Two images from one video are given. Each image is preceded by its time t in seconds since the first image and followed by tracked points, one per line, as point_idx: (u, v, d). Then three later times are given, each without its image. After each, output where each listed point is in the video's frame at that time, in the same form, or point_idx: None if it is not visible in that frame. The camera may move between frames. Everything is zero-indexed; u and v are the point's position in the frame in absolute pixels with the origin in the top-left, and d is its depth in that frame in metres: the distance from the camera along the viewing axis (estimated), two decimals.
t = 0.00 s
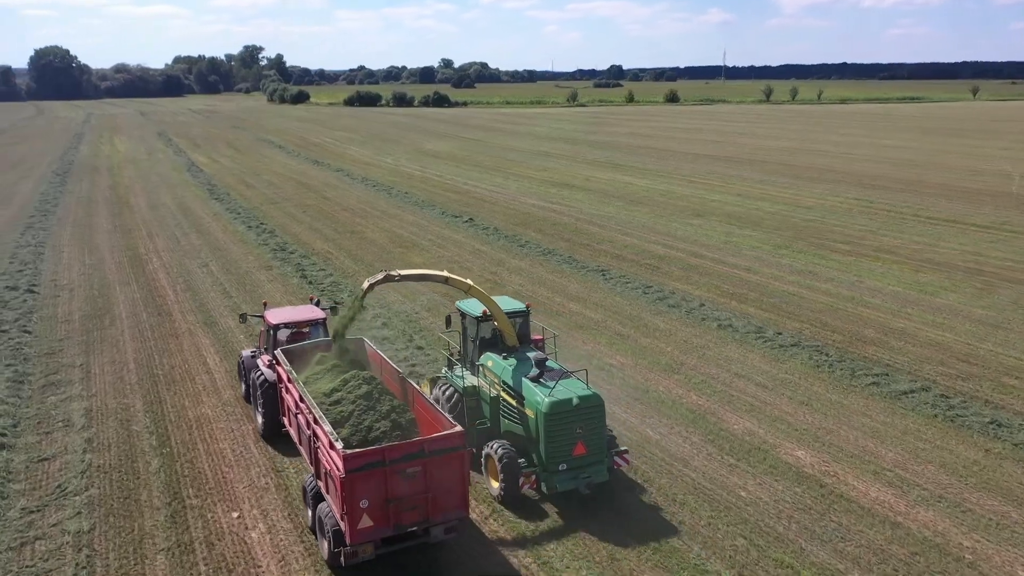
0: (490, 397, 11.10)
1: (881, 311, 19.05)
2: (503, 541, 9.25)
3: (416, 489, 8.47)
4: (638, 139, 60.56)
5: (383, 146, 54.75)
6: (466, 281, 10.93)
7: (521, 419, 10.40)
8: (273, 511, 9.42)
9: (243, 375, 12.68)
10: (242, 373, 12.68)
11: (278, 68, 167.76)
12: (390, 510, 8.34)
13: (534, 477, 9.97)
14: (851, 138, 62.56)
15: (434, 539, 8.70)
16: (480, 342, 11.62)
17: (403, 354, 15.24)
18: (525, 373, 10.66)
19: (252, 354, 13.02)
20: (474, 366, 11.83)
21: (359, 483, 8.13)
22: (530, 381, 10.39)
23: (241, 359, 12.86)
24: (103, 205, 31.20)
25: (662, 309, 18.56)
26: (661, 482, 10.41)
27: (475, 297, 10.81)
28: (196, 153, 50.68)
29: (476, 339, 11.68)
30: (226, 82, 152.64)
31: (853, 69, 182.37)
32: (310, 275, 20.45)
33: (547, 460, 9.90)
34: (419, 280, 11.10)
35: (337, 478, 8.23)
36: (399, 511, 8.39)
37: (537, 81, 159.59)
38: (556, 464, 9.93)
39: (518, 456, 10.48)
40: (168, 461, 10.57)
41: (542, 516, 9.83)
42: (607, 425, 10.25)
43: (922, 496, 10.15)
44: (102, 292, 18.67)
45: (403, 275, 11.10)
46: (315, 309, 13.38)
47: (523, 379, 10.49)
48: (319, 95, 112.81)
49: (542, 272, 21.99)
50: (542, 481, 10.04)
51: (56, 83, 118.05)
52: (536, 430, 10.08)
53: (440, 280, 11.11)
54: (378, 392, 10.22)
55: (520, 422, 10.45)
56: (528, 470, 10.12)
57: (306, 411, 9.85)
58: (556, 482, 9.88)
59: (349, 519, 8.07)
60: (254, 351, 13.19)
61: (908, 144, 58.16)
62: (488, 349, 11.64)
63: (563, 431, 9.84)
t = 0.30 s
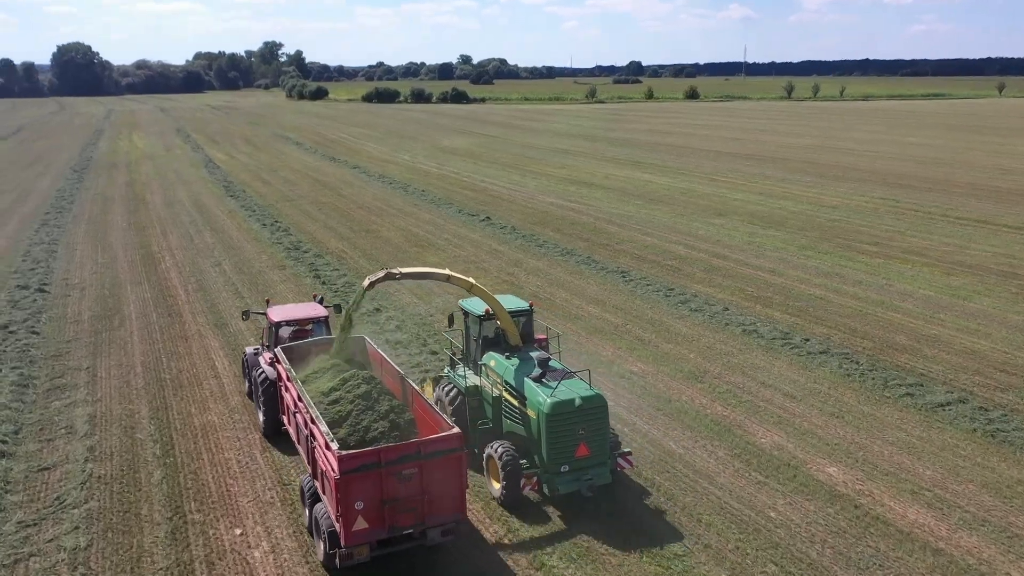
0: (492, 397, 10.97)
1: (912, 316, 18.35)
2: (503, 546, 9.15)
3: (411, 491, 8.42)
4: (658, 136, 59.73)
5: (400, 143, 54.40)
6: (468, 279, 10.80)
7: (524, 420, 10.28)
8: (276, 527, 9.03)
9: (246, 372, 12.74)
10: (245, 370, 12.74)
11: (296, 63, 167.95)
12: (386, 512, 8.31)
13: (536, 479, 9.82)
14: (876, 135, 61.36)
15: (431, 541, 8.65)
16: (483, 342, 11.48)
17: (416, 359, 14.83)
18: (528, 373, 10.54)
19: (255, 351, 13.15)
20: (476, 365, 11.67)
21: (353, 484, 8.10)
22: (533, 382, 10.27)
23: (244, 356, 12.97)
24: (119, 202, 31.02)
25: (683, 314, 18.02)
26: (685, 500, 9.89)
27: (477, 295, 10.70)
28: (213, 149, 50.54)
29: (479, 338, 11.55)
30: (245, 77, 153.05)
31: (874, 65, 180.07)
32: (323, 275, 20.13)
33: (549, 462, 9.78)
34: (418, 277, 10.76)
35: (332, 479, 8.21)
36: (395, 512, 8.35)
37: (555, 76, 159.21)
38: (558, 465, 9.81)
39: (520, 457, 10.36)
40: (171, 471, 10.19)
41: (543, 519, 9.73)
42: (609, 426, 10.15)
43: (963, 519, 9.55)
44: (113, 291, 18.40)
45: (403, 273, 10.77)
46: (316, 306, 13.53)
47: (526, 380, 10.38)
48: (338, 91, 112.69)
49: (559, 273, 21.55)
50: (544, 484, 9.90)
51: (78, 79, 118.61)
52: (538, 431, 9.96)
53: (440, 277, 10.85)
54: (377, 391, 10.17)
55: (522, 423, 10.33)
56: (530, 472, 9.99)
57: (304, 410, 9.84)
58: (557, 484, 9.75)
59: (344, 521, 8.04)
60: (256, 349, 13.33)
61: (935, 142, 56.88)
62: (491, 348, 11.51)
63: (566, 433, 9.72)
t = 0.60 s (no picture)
0: (494, 398, 10.83)
1: (945, 323, 17.63)
2: (506, 552, 8.95)
3: (406, 493, 8.29)
4: (679, 134, 58.86)
5: (417, 139, 53.99)
6: (471, 279, 10.51)
7: (526, 421, 10.11)
8: (278, 545, 8.62)
9: (249, 369, 12.74)
10: (248, 367, 12.76)
11: (315, 59, 168.05)
12: (380, 515, 8.18)
13: (537, 482, 9.66)
14: (901, 132, 60.08)
15: (426, 543, 8.53)
16: (486, 342, 11.32)
17: (428, 363, 14.41)
18: (530, 373, 10.37)
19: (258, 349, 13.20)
20: (479, 365, 11.49)
21: (346, 487, 7.98)
22: (535, 383, 10.09)
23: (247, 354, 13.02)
24: (134, 199, 30.84)
25: (706, 319, 17.43)
26: (711, 522, 9.32)
27: (479, 295, 10.42)
28: (230, 145, 50.40)
29: (482, 337, 11.38)
30: (264, 74, 153.37)
31: (896, 62, 177.39)
32: (336, 275, 19.75)
33: (551, 465, 9.60)
34: (420, 276, 10.53)
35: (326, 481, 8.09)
36: (390, 515, 8.22)
37: (573, 73, 158.20)
38: (560, 468, 9.64)
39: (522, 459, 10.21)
40: (173, 484, 9.78)
41: (543, 523, 9.57)
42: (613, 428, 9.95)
43: (1010, 548, 8.92)
44: (123, 291, 18.08)
45: (404, 271, 10.51)
46: (318, 302, 13.49)
47: (528, 381, 10.20)
48: (355, 88, 112.45)
49: (576, 274, 21.05)
50: (546, 487, 9.73)
51: (99, 75, 119.35)
52: (540, 433, 9.78)
53: (443, 277, 10.61)
54: (374, 392, 10.03)
55: (524, 425, 10.17)
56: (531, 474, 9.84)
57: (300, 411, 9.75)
58: (560, 487, 9.58)
59: (337, 524, 7.93)
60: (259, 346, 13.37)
61: (963, 140, 55.55)
62: (494, 348, 11.35)
63: (568, 435, 9.54)
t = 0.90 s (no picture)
0: (497, 398, 10.81)
1: (981, 330, 16.91)
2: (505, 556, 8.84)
3: (401, 495, 8.24)
4: (700, 131, 57.97)
5: (435, 136, 53.59)
6: (474, 277, 10.50)
7: (527, 422, 10.05)
8: (281, 566, 8.21)
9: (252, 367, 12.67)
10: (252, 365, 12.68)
11: (334, 56, 168.12)
12: (375, 517, 8.13)
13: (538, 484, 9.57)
14: (928, 130, 58.80)
15: (424, 546, 8.45)
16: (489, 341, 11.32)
17: (442, 368, 14.01)
18: (532, 374, 10.33)
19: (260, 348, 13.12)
20: (483, 364, 11.48)
21: (341, 489, 7.94)
22: (537, 383, 10.04)
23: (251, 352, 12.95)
24: (150, 196, 30.65)
25: (731, 324, 16.85)
26: (740, 548, 8.78)
27: (481, 293, 10.45)
28: (248, 142, 50.25)
29: (486, 337, 11.39)
30: (284, 70, 153.68)
31: (920, 58, 174.69)
32: (349, 275, 19.38)
33: (552, 466, 9.50)
34: (424, 274, 10.49)
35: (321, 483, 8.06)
36: (385, 517, 8.17)
37: (592, 69, 157.13)
38: (561, 470, 9.53)
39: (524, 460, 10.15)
40: (174, 498, 9.38)
41: (545, 525, 9.48)
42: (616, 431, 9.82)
43: None
44: (134, 292, 17.78)
45: (407, 269, 10.42)
46: (322, 300, 13.42)
47: (530, 381, 10.15)
48: (374, 84, 112.20)
49: (595, 275, 20.55)
50: (547, 489, 9.63)
51: (121, 73, 119.90)
52: (541, 434, 9.70)
53: (446, 275, 10.67)
54: (372, 391, 9.91)
55: (526, 425, 10.11)
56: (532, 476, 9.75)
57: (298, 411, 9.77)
58: (560, 489, 9.46)
59: (331, 526, 7.89)
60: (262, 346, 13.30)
61: (993, 138, 54.21)
62: (498, 348, 11.36)
63: (569, 437, 9.43)
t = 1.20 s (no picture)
0: (501, 399, 10.60)
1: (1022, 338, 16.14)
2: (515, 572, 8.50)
3: (399, 499, 8.20)
4: (723, 128, 57.03)
5: (454, 133, 53.17)
6: (478, 275, 10.47)
7: (531, 424, 9.85)
8: None
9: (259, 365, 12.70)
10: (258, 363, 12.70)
11: (355, 52, 168.20)
12: (371, 520, 8.10)
13: (540, 487, 9.40)
14: (957, 128, 57.43)
15: (423, 550, 8.41)
16: (495, 342, 11.13)
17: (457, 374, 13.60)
18: (536, 375, 10.11)
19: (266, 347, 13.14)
20: (489, 365, 11.28)
21: (337, 492, 7.90)
22: (540, 385, 9.81)
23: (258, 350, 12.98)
24: (167, 193, 30.48)
25: (757, 331, 16.25)
26: None
27: (486, 292, 10.38)
28: (267, 138, 50.11)
29: (491, 337, 11.19)
30: (305, 67, 154.03)
31: (946, 54, 171.80)
32: (365, 276, 18.99)
33: (555, 470, 9.31)
34: (428, 273, 10.69)
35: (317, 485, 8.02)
36: (382, 521, 8.14)
37: (612, 65, 155.97)
38: (564, 474, 9.34)
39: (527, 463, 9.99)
40: (177, 513, 8.99)
41: (547, 528, 9.39)
42: (621, 435, 9.59)
43: None
44: (147, 292, 17.48)
45: (410, 268, 10.66)
46: (328, 299, 13.38)
47: (534, 383, 9.93)
48: (395, 80, 112.11)
49: (615, 277, 20.00)
50: (550, 493, 9.45)
51: (144, 69, 120.55)
52: (544, 438, 9.49)
53: (450, 274, 10.71)
54: (373, 392, 9.95)
55: (530, 428, 9.92)
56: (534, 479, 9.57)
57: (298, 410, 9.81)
58: (563, 493, 9.28)
59: (327, 530, 7.85)
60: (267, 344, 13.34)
61: None
62: (503, 348, 11.14)
63: (572, 441, 9.22)
